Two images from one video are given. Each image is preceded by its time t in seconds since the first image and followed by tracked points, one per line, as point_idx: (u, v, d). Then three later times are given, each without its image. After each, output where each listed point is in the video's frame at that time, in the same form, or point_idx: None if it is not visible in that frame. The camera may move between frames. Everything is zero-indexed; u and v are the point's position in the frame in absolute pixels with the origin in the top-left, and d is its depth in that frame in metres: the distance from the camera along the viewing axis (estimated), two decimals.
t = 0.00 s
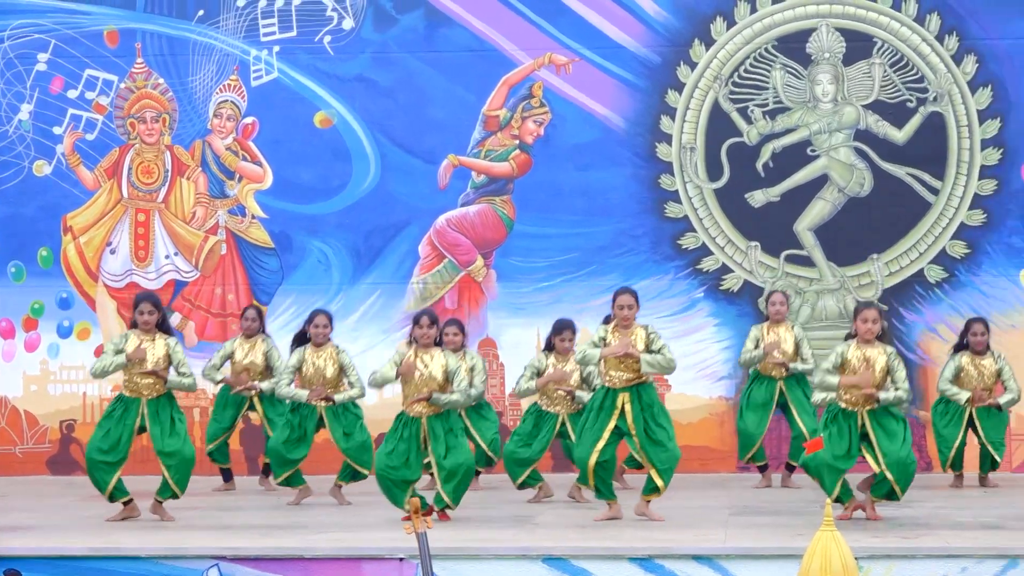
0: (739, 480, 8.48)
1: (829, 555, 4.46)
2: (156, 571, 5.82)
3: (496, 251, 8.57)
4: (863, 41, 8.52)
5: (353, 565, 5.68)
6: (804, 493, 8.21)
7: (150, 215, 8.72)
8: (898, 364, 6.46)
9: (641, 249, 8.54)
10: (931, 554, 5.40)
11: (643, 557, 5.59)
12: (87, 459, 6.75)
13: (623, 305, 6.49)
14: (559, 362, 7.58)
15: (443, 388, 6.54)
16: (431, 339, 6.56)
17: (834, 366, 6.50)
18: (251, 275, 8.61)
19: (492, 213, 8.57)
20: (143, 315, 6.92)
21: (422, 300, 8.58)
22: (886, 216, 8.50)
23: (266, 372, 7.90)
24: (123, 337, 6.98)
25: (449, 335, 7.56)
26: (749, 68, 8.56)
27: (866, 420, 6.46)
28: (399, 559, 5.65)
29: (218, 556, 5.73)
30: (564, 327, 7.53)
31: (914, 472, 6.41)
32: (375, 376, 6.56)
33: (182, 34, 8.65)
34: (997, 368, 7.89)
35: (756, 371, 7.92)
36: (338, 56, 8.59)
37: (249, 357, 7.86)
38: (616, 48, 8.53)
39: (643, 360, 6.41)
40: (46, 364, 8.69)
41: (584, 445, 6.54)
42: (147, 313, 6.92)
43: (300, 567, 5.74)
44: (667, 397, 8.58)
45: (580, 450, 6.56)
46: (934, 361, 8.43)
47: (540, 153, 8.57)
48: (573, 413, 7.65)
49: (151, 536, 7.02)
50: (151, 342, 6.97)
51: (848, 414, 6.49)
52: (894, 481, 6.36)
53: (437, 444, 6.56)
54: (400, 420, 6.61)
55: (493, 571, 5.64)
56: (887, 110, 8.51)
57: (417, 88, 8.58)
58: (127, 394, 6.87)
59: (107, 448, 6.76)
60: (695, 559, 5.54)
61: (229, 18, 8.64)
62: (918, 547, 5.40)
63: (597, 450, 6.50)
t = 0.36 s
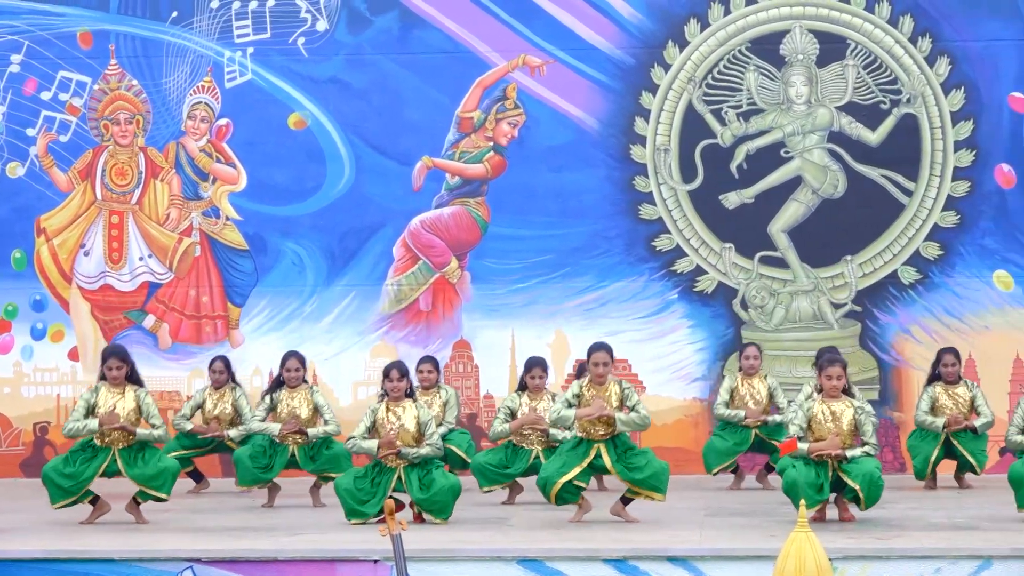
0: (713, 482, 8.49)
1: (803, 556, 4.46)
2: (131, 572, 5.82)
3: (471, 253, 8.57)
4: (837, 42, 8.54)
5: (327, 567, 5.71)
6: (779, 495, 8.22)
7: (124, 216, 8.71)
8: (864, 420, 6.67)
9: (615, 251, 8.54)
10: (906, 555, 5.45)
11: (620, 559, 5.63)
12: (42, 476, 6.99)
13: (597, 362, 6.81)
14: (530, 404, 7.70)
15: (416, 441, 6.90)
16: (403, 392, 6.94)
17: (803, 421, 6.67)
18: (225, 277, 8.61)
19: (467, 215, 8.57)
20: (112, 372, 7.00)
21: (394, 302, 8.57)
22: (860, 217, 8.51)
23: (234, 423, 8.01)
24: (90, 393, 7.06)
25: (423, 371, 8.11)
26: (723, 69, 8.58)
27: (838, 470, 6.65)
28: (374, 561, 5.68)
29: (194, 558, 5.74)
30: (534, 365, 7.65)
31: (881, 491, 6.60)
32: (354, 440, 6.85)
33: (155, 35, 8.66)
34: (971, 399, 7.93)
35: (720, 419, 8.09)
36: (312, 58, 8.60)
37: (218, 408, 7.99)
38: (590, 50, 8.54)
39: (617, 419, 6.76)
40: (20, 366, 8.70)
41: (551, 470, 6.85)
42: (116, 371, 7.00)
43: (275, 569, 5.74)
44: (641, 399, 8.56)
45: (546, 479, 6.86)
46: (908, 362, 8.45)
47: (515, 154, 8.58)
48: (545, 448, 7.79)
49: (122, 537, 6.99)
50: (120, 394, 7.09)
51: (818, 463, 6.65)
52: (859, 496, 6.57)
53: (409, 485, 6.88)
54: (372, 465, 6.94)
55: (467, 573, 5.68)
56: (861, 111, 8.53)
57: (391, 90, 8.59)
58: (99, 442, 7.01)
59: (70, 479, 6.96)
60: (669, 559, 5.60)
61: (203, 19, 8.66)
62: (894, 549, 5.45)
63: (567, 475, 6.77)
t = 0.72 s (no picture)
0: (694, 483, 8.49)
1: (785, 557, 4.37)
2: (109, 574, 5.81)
3: (451, 254, 8.56)
4: (817, 44, 8.55)
5: (307, 568, 5.69)
6: (759, 496, 8.23)
7: (103, 218, 8.71)
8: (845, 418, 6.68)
9: (595, 252, 8.54)
10: (885, 554, 5.45)
11: (599, 560, 5.66)
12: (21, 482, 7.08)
13: (577, 379, 6.81)
14: (513, 403, 7.75)
15: (396, 440, 6.87)
16: (382, 393, 6.91)
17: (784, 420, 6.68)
18: (205, 278, 8.61)
19: (447, 216, 8.57)
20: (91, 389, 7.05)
21: (374, 303, 8.57)
22: (839, 218, 8.52)
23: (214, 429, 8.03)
24: (70, 409, 7.12)
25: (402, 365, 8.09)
26: (702, 71, 8.59)
27: (819, 468, 6.65)
28: (354, 563, 5.63)
29: (174, 560, 5.73)
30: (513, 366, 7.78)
31: (862, 491, 6.62)
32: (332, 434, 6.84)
33: (134, 37, 8.66)
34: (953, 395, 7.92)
35: (701, 427, 8.13)
36: (292, 59, 8.59)
37: (195, 418, 8.01)
38: (569, 51, 8.54)
39: (597, 436, 6.80)
40: None
41: (532, 477, 6.92)
42: (95, 387, 7.06)
43: (254, 571, 5.72)
44: (621, 400, 8.56)
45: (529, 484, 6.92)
46: (888, 363, 8.46)
47: (494, 155, 8.58)
48: (527, 448, 7.73)
49: (101, 538, 6.96)
50: (99, 411, 7.13)
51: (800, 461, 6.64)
52: (841, 497, 6.57)
53: (390, 484, 6.85)
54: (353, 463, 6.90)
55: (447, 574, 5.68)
56: (840, 112, 8.54)
57: (371, 91, 8.59)
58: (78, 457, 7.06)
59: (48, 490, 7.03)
60: (649, 561, 5.62)
61: (183, 20, 8.66)
62: (873, 549, 5.45)
63: (546, 484, 6.83)
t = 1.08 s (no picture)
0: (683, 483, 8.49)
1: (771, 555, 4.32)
2: (97, 575, 5.76)
3: (440, 254, 8.56)
4: (805, 44, 8.56)
5: (297, 569, 5.66)
6: (749, 497, 8.23)
7: (92, 218, 8.71)
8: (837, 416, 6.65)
9: (584, 253, 8.54)
10: (873, 556, 5.38)
11: (588, 560, 5.59)
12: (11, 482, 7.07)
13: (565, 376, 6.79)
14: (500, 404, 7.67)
15: (387, 440, 6.86)
16: (371, 394, 6.89)
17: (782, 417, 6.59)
18: (193, 279, 8.61)
19: (435, 216, 8.57)
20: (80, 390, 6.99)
21: (362, 303, 8.56)
22: (827, 219, 8.53)
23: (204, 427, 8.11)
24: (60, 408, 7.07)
25: (389, 366, 8.11)
26: (691, 71, 8.59)
27: (808, 467, 6.62)
28: (343, 563, 5.63)
29: (162, 560, 5.69)
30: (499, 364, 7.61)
31: (854, 492, 6.62)
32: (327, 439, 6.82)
33: (123, 37, 8.67)
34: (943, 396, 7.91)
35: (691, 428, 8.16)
36: (280, 59, 8.60)
37: (184, 418, 8.06)
38: (558, 52, 8.54)
39: (587, 434, 6.80)
40: None
41: (524, 478, 6.88)
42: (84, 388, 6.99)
43: (244, 571, 5.66)
44: (610, 400, 8.57)
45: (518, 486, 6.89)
46: (877, 363, 8.47)
47: (482, 156, 8.58)
48: (515, 450, 7.72)
49: (89, 538, 6.96)
50: (89, 412, 7.07)
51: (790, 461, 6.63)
52: (833, 497, 6.57)
53: (379, 485, 6.81)
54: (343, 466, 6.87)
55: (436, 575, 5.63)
56: (828, 113, 8.55)
57: (359, 91, 8.59)
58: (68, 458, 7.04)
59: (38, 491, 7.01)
60: (638, 560, 5.57)
61: (171, 21, 8.66)
62: (862, 550, 5.36)
63: (536, 486, 6.81)
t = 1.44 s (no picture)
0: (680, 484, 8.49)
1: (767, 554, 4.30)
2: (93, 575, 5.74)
3: (436, 255, 8.56)
4: (801, 45, 8.56)
5: (292, 569, 5.64)
6: (745, 497, 8.24)
7: (88, 218, 8.71)
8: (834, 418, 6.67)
9: (580, 253, 8.54)
10: (869, 556, 5.36)
11: (584, 561, 5.59)
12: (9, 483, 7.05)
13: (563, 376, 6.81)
14: (496, 405, 7.66)
15: (386, 441, 6.87)
16: (368, 396, 6.91)
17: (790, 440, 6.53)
18: (189, 279, 8.61)
19: (432, 217, 8.57)
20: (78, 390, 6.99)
21: (358, 303, 8.56)
22: (823, 219, 8.53)
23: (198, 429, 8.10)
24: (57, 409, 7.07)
25: (384, 367, 8.11)
26: (687, 71, 8.59)
27: (806, 468, 6.62)
28: (339, 563, 5.60)
29: (158, 560, 5.67)
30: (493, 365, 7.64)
31: (853, 493, 6.63)
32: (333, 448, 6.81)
33: (119, 38, 8.67)
34: (941, 397, 7.90)
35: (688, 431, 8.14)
36: (276, 60, 8.60)
37: (179, 419, 8.06)
38: (554, 52, 8.54)
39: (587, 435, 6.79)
40: None
41: (522, 480, 6.88)
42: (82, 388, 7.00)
43: (239, 571, 5.65)
44: (606, 401, 8.56)
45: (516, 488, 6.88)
46: (873, 363, 8.46)
47: (478, 156, 8.59)
48: (510, 451, 7.71)
49: (86, 538, 6.96)
50: (87, 412, 7.08)
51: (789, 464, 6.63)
52: (831, 498, 6.57)
53: (376, 486, 6.81)
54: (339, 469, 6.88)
55: None
56: (824, 113, 8.54)
57: (355, 91, 8.59)
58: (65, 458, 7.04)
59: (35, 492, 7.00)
60: (634, 561, 5.55)
61: (167, 21, 8.66)
62: (857, 550, 5.34)
63: (536, 487, 6.81)
